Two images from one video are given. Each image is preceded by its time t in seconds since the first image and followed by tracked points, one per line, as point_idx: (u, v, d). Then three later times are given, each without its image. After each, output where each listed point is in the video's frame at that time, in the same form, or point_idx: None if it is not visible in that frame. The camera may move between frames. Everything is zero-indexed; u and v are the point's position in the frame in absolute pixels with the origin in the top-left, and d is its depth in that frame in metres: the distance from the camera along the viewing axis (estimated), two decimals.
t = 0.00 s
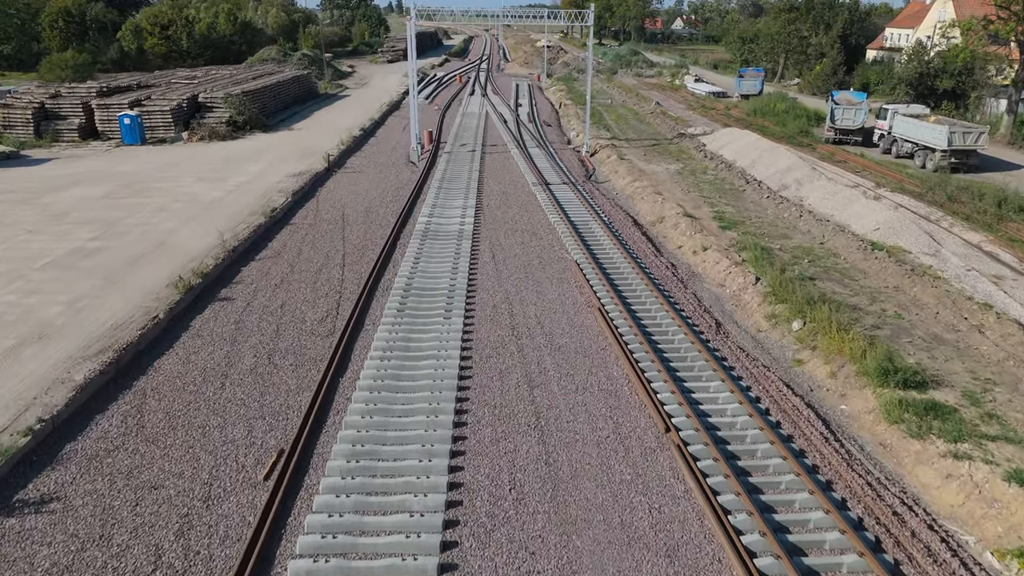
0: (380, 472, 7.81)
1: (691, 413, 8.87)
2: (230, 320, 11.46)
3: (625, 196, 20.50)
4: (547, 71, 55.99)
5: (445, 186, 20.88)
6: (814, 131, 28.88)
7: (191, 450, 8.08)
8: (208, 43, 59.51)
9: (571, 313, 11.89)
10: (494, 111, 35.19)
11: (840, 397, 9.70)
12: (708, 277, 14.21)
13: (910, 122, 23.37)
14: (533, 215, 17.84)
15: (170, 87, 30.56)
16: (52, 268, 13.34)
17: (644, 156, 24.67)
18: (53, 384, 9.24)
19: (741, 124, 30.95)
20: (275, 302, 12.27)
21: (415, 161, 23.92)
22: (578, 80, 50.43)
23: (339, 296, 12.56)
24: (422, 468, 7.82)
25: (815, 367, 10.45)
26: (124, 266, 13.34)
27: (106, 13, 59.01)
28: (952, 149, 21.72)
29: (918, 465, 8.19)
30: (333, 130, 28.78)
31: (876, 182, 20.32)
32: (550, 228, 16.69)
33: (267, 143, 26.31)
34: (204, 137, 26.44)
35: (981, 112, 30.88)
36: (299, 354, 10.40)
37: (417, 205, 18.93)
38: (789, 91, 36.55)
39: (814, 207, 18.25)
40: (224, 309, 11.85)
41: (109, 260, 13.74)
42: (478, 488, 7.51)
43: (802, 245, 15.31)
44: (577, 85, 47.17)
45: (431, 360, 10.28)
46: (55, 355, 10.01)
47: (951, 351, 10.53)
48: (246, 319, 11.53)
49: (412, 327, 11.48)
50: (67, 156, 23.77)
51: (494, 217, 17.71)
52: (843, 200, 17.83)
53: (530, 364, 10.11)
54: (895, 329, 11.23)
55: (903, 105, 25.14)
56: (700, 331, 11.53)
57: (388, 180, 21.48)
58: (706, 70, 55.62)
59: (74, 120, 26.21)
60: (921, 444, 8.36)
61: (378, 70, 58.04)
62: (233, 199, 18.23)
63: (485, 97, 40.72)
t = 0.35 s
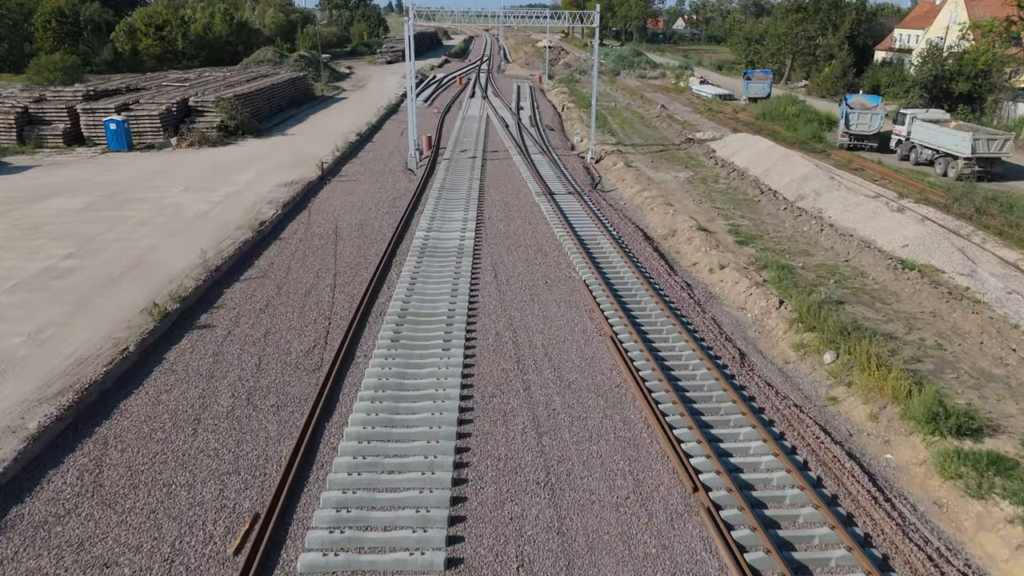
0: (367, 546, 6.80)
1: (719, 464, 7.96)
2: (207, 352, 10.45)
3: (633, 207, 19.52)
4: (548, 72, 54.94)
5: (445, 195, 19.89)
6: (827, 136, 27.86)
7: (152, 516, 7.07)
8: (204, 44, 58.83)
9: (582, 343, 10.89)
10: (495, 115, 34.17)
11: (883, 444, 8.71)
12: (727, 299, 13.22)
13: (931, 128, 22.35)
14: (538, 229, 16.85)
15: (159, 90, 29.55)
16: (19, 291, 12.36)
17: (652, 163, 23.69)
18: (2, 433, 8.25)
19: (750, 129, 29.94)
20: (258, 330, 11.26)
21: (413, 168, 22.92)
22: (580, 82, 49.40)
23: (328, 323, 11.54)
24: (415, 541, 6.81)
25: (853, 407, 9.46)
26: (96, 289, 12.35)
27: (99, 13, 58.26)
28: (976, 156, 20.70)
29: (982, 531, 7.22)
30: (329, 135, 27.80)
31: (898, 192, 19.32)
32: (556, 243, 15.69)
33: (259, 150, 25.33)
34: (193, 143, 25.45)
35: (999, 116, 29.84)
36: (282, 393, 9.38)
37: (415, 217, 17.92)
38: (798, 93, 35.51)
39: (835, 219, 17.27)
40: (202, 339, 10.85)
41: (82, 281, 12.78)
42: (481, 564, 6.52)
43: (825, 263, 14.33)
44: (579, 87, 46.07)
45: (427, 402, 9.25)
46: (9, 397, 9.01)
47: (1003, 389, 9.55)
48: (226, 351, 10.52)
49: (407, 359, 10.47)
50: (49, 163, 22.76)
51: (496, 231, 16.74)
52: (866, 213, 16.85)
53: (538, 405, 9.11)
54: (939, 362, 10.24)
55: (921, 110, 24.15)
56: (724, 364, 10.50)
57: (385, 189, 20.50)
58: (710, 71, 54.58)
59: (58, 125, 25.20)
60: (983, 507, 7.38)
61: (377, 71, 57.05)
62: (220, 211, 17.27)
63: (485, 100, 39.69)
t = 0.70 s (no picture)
0: None
1: (719, 482, 7.79)
2: (178, 393, 9.47)
3: (641, 220, 18.55)
4: (549, 74, 53.96)
5: (443, 208, 18.91)
6: (839, 143, 26.87)
7: None
8: (199, 45, 57.69)
9: (591, 381, 9.89)
10: (495, 120, 33.15)
11: (933, 506, 7.74)
12: (746, 326, 12.24)
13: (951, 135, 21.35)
14: (541, 245, 15.86)
15: (148, 94, 28.55)
16: None
17: (659, 172, 22.71)
18: None
19: (759, 134, 28.97)
20: (236, 365, 10.27)
21: (410, 177, 21.94)
22: (583, 84, 48.36)
23: (314, 357, 10.56)
24: None
25: (895, 458, 8.49)
26: (63, 317, 11.39)
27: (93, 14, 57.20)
28: (1001, 167, 19.56)
29: None
30: (323, 142, 26.79)
31: (920, 204, 18.36)
32: (561, 262, 14.69)
33: (250, 157, 24.37)
34: (182, 150, 24.49)
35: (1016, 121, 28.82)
36: (259, 444, 8.40)
37: (411, 233, 16.93)
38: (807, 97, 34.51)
39: (855, 235, 16.31)
40: (173, 377, 9.86)
41: (49, 306, 11.86)
42: None
43: (850, 285, 13.36)
44: (581, 90, 45.04)
45: (420, 456, 8.25)
46: None
47: None
48: (199, 391, 9.54)
49: (399, 401, 9.47)
50: (29, 172, 21.80)
51: (497, 248, 15.76)
52: (889, 228, 15.89)
53: (544, 459, 8.13)
54: (986, 405, 9.29)
55: (940, 117, 23.16)
56: (749, 406, 9.50)
57: (380, 201, 19.54)
58: (715, 73, 53.54)
59: (41, 131, 24.24)
60: None
61: (375, 73, 56.08)
62: (205, 226, 16.33)
63: (485, 103, 38.66)
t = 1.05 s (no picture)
0: None
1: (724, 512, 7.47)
2: (142, 447, 8.49)
3: (649, 235, 17.57)
4: (550, 77, 52.97)
5: (441, 224, 17.93)
6: (853, 151, 25.87)
7: None
8: (194, 47, 56.64)
9: (603, 431, 8.90)
10: (495, 126, 32.11)
11: None
12: (768, 360, 11.27)
13: (972, 146, 20.40)
14: (545, 265, 14.89)
15: (136, 101, 27.56)
16: None
17: (666, 184, 21.73)
18: None
19: (769, 142, 27.95)
20: (210, 411, 9.29)
21: (407, 189, 20.98)
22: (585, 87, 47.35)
23: (296, 401, 9.56)
24: None
25: (949, 526, 7.52)
26: (23, 354, 10.42)
27: (86, 16, 56.15)
28: None
29: None
30: (317, 150, 25.78)
31: (944, 220, 17.38)
32: (566, 285, 13.69)
33: (240, 167, 23.41)
34: (169, 159, 23.50)
35: None
36: (228, 512, 7.42)
37: (406, 251, 15.93)
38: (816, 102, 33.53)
39: (879, 254, 15.33)
40: (139, 427, 8.90)
41: (11, 340, 10.89)
42: None
43: (879, 313, 12.40)
44: (583, 94, 44.01)
45: (411, 528, 7.28)
46: None
47: None
48: (167, 444, 8.56)
49: (389, 456, 8.47)
50: (8, 184, 20.83)
51: (498, 268, 14.77)
52: (916, 247, 14.92)
53: (552, 531, 7.16)
54: None
55: (960, 125, 22.18)
56: (780, 461, 8.48)
57: (375, 215, 18.54)
58: (719, 77, 52.53)
59: (22, 140, 23.26)
60: None
61: (373, 76, 55.06)
62: (187, 245, 15.36)
63: (485, 108, 37.61)
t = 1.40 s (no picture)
0: None
1: None
2: (101, 516, 7.52)
3: (660, 254, 16.59)
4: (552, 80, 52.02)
5: (440, 241, 16.95)
6: (868, 160, 24.88)
7: None
8: (189, 49, 55.65)
9: (620, 495, 7.90)
10: (495, 133, 31.16)
11: None
12: (797, 400, 10.29)
13: (997, 157, 19.40)
14: (551, 289, 13.90)
15: (124, 108, 26.58)
16: None
17: (675, 196, 20.76)
18: None
19: (779, 150, 26.98)
20: (180, 469, 8.31)
21: (404, 202, 20.04)
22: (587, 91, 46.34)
23: (277, 456, 8.57)
24: None
25: None
26: None
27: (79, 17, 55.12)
28: None
29: None
30: (311, 160, 24.79)
31: (972, 237, 16.41)
32: (574, 312, 12.68)
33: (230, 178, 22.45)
34: (157, 170, 22.51)
35: None
36: None
37: (402, 272, 14.96)
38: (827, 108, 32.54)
39: (907, 276, 14.35)
40: (99, 490, 7.94)
41: None
42: None
43: (914, 346, 11.43)
44: (586, 98, 43.03)
45: None
46: None
47: None
48: (128, 512, 7.59)
49: (379, 528, 7.47)
50: None
51: (500, 292, 13.77)
52: (947, 269, 13.94)
53: None
54: None
55: (983, 134, 21.17)
56: (822, 532, 7.48)
57: (369, 231, 17.57)
58: (724, 80, 51.46)
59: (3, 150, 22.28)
60: None
61: (371, 79, 54.06)
62: (168, 267, 14.40)
63: (485, 113, 36.61)
